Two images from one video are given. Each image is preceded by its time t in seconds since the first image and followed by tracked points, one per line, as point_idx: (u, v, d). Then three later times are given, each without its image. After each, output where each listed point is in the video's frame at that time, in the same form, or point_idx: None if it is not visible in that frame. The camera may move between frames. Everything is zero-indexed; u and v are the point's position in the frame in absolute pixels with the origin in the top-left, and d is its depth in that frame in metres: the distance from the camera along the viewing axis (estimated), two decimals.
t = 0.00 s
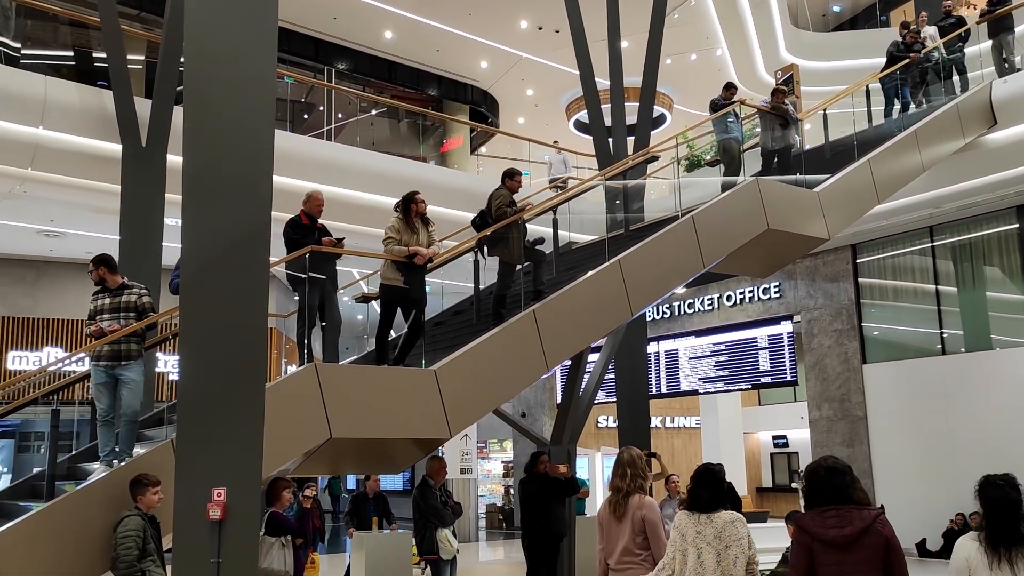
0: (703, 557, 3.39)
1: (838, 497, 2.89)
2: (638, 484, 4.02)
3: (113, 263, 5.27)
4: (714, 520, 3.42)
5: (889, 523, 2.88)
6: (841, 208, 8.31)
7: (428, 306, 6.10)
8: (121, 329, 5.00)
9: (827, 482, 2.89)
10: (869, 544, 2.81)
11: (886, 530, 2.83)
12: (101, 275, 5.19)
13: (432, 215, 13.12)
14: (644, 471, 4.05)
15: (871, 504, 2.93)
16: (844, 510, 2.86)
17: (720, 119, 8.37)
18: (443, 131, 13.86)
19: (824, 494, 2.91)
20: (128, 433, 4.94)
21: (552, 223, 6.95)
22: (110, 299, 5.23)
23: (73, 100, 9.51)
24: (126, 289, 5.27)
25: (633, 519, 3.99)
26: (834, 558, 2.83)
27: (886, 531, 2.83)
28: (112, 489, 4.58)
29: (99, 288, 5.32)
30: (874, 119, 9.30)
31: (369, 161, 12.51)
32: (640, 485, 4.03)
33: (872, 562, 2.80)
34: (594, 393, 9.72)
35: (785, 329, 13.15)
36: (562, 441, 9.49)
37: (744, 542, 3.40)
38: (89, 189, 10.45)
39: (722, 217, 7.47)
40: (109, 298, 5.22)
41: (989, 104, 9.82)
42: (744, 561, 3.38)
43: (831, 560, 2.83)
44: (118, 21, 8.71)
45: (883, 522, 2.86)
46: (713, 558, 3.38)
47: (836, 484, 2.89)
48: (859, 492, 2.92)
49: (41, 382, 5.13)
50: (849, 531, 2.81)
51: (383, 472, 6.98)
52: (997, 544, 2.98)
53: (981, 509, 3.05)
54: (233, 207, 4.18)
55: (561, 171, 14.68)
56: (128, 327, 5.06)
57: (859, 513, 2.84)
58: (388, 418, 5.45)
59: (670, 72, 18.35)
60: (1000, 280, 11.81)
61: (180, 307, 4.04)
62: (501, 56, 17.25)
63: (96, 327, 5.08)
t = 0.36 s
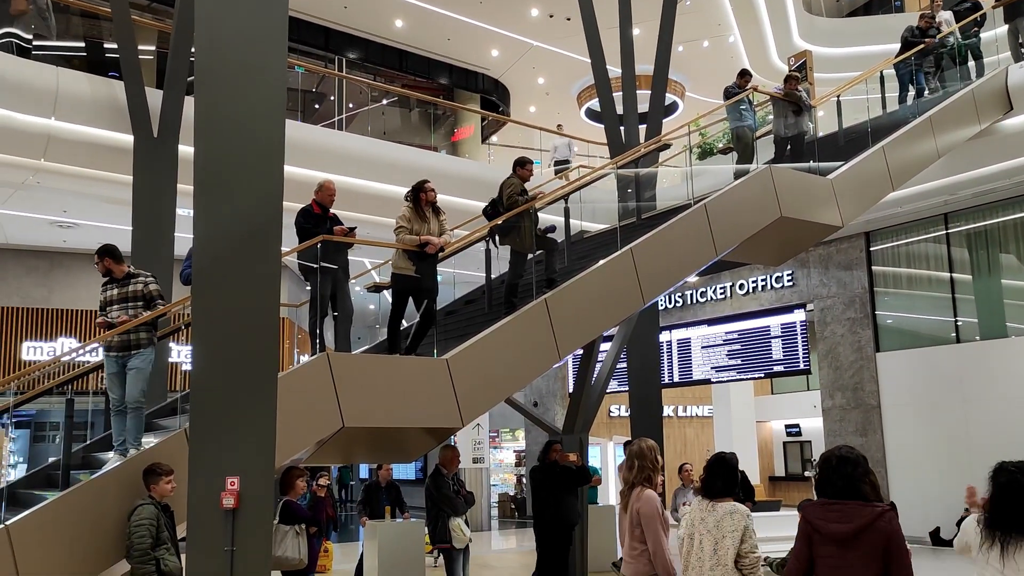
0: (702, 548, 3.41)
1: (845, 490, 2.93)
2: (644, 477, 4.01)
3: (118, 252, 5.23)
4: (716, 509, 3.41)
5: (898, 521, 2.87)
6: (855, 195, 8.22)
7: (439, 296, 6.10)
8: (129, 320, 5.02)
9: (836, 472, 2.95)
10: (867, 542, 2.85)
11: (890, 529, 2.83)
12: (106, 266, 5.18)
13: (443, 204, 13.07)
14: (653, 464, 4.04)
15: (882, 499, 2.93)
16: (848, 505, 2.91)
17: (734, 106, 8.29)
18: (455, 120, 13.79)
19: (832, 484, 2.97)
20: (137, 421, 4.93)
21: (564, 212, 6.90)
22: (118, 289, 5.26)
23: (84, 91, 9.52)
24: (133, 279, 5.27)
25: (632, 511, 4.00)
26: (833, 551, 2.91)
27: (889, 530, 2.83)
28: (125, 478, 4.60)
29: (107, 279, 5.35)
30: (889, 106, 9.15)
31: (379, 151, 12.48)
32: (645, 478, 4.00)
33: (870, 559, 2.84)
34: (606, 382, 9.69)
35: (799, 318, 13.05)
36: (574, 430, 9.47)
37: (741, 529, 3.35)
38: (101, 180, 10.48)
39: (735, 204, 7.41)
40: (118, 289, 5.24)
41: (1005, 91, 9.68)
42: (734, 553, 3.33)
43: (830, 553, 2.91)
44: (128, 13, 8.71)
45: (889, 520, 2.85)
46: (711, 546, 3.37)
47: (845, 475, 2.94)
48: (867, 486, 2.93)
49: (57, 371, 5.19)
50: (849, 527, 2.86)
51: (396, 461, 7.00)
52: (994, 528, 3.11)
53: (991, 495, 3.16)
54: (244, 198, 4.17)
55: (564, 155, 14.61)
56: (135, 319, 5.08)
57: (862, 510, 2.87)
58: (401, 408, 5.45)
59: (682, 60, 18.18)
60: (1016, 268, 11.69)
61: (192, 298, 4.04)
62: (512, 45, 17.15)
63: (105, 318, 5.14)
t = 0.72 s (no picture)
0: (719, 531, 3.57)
1: (864, 482, 2.97)
2: (659, 466, 4.03)
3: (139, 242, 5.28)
4: (726, 499, 3.55)
5: (912, 510, 2.85)
6: (866, 185, 8.15)
7: (450, 287, 6.13)
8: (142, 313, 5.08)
9: (858, 463, 2.97)
10: (874, 527, 2.90)
11: (898, 519, 2.85)
12: (127, 255, 5.23)
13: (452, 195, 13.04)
14: (667, 452, 4.05)
15: (904, 488, 2.93)
16: (859, 492, 2.98)
17: (744, 95, 8.18)
18: (464, 111, 13.64)
19: (852, 474, 3.01)
20: (149, 414, 4.97)
21: (574, 203, 6.89)
22: (133, 279, 5.30)
23: (95, 85, 9.55)
24: (149, 270, 5.33)
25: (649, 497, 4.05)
26: (846, 535, 3.01)
27: (896, 520, 2.85)
28: (138, 470, 4.63)
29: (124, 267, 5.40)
30: (901, 94, 9.09)
31: (388, 142, 12.47)
32: (660, 467, 4.03)
33: (876, 546, 2.89)
34: (616, 373, 9.66)
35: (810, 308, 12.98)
36: (585, 421, 9.46)
37: (749, 518, 3.44)
38: (112, 172, 10.52)
39: (746, 194, 7.37)
40: (133, 279, 5.29)
41: (1017, 78, 9.66)
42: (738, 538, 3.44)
43: (843, 536, 3.02)
44: (138, 5, 8.73)
45: (899, 510, 2.86)
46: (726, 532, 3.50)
47: (866, 466, 2.96)
48: (888, 478, 2.93)
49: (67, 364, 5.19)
50: (856, 513, 2.95)
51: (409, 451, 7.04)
52: None
53: None
54: (251, 192, 4.17)
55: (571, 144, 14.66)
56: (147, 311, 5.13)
57: (871, 496, 2.93)
58: (412, 399, 5.46)
59: (693, 49, 18.04)
60: None
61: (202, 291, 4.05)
62: (521, 35, 17.08)
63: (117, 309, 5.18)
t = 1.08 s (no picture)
0: (755, 521, 3.59)
1: (884, 468, 2.97)
2: (681, 461, 4.02)
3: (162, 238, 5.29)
4: (750, 489, 3.59)
5: (932, 491, 2.84)
6: (881, 176, 8.09)
7: (462, 282, 6.10)
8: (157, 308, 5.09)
9: (879, 451, 2.97)
10: (897, 514, 2.90)
11: (918, 500, 2.84)
12: (150, 250, 5.23)
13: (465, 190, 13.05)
14: (686, 448, 4.06)
15: (925, 473, 2.92)
16: (880, 480, 2.98)
17: (758, 87, 8.20)
18: (475, 105, 13.72)
19: (872, 463, 3.01)
20: (164, 411, 5.05)
21: (587, 196, 6.89)
22: (152, 275, 5.30)
23: (109, 81, 9.62)
24: (170, 268, 5.34)
25: (675, 494, 3.98)
26: (871, 525, 3.01)
27: (916, 501, 2.85)
28: (154, 463, 4.68)
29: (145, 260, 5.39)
30: (916, 85, 8.93)
31: (400, 137, 12.49)
32: (682, 462, 4.02)
33: (900, 530, 2.89)
34: (629, 366, 9.65)
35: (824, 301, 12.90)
36: (598, 414, 9.44)
37: (776, 503, 3.50)
38: (126, 168, 10.58)
39: (759, 186, 7.32)
40: (153, 275, 5.28)
41: None
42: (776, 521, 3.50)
43: (868, 528, 3.02)
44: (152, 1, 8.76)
45: (919, 491, 2.86)
46: (764, 519, 3.54)
47: (887, 454, 2.96)
48: (911, 463, 2.92)
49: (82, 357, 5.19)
50: (878, 502, 2.95)
51: (422, 444, 7.05)
52: None
53: None
54: (263, 187, 4.18)
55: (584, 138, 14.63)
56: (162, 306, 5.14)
57: (892, 483, 2.93)
58: (425, 393, 5.47)
59: (706, 41, 17.94)
60: None
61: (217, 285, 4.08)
62: (533, 29, 17.03)
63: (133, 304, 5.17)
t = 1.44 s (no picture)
0: (782, 510, 3.46)
1: (901, 461, 2.97)
2: (694, 447, 4.06)
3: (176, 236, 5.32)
4: (779, 478, 3.50)
5: (954, 478, 2.89)
6: (898, 162, 8.01)
7: (476, 270, 6.10)
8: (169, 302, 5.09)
9: (895, 444, 2.96)
10: (925, 504, 2.89)
11: (946, 488, 2.86)
12: (163, 248, 5.24)
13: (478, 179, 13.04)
14: (697, 436, 4.09)
15: (940, 464, 2.95)
16: (900, 473, 2.96)
17: (773, 73, 8.10)
18: (489, 94, 13.60)
19: (886, 457, 3.00)
20: (182, 402, 5.07)
21: (600, 184, 6.90)
22: (166, 274, 5.33)
23: (124, 73, 9.67)
24: (183, 268, 5.37)
25: (696, 478, 4.01)
26: (893, 520, 2.97)
27: (944, 489, 2.86)
28: (172, 453, 4.74)
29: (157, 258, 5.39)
30: (933, 70, 8.87)
31: (412, 126, 12.48)
32: (693, 448, 4.05)
33: (929, 520, 2.88)
34: (643, 355, 9.62)
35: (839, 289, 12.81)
36: (612, 403, 9.42)
37: (814, 496, 3.48)
38: (141, 159, 10.62)
39: (774, 173, 7.27)
40: (166, 274, 5.32)
41: None
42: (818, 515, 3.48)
43: (892, 523, 2.97)
44: None
45: (943, 480, 2.88)
46: (797, 507, 3.46)
47: (903, 446, 2.95)
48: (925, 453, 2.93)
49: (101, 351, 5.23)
50: (903, 494, 2.92)
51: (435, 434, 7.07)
52: None
53: None
54: (279, 178, 4.20)
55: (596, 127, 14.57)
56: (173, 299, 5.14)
57: (914, 474, 2.92)
58: (440, 382, 5.50)
59: (720, 28, 17.78)
60: None
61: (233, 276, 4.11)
62: (545, 16, 16.93)
63: (148, 302, 5.21)
